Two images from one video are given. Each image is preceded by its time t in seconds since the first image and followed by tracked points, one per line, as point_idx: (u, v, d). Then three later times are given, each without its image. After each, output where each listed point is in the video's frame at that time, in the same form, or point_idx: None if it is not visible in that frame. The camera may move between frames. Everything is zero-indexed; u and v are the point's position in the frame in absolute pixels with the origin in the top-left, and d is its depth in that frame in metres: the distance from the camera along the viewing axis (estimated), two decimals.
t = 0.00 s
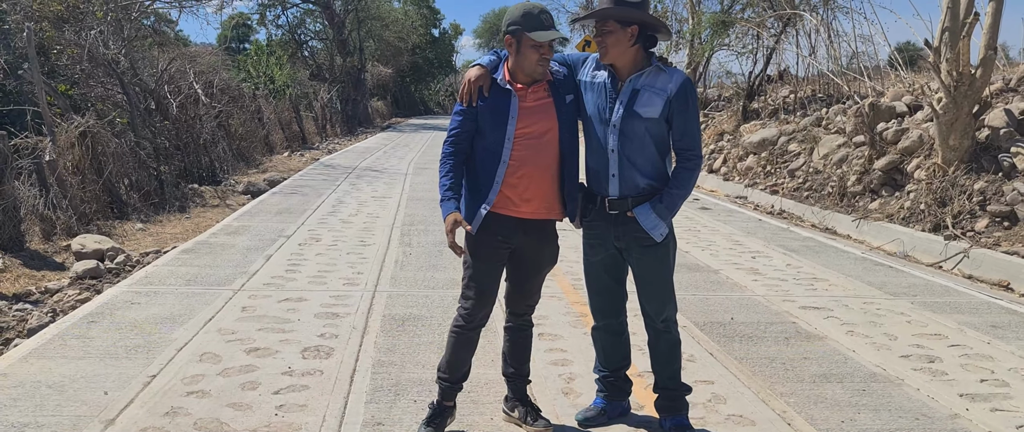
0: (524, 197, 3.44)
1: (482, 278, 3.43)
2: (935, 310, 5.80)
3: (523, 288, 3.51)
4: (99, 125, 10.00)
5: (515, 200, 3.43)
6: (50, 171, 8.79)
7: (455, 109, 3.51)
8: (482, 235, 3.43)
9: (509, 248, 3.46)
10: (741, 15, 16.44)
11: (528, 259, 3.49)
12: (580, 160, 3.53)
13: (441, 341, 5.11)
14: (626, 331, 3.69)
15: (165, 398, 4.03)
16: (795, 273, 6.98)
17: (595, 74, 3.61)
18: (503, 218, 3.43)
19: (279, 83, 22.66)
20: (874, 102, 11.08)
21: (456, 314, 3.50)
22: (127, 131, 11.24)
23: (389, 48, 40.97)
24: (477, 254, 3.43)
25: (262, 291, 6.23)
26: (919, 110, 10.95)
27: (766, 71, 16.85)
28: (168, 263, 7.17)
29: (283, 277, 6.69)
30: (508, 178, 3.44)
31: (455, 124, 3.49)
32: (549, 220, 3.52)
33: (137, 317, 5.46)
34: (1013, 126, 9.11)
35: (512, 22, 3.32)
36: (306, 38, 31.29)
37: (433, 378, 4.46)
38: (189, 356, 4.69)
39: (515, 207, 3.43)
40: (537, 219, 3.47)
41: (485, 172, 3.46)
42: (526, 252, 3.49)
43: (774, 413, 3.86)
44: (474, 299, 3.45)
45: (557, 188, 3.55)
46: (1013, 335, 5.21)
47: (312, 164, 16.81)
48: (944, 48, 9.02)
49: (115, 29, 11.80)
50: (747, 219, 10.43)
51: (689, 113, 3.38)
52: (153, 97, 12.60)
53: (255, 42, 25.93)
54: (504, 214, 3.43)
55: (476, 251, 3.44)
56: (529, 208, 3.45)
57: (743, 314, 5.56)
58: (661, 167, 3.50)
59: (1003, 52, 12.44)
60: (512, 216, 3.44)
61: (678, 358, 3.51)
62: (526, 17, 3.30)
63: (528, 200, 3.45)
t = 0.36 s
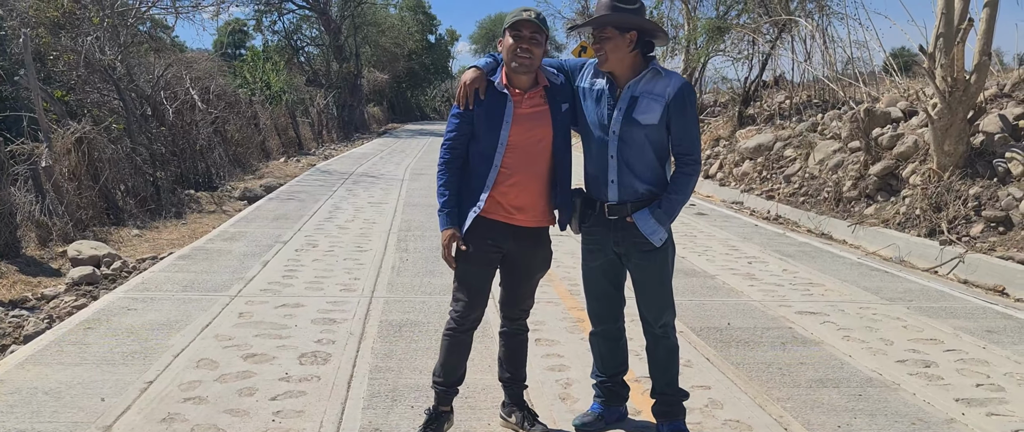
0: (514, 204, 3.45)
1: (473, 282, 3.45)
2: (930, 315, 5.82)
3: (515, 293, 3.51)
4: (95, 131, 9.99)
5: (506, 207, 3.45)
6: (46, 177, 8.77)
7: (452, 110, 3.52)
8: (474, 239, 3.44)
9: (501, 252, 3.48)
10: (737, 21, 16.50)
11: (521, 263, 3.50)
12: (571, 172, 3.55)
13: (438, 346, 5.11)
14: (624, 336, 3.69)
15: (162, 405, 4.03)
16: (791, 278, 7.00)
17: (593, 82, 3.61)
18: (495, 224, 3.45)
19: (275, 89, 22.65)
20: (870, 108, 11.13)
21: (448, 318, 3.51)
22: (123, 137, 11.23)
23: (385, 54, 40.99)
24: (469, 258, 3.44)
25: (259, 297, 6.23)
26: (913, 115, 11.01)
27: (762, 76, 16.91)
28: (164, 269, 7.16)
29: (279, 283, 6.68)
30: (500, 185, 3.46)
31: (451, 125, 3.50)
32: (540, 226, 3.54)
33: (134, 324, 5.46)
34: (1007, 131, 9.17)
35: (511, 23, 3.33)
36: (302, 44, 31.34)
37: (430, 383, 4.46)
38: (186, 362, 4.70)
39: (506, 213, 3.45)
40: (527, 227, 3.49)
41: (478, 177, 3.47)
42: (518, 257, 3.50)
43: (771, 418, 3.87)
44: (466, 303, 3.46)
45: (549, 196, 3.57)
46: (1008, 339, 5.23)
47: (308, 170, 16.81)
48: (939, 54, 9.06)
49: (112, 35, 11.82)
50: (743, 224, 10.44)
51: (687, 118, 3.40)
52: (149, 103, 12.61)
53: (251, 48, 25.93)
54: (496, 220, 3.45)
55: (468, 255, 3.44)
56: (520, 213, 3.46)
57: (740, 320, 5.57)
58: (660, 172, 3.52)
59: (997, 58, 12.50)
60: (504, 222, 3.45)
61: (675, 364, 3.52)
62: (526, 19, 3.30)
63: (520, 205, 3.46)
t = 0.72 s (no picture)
0: (502, 208, 3.46)
1: (466, 291, 3.46)
2: (922, 319, 5.85)
3: (508, 300, 3.52)
4: (87, 136, 9.96)
5: (494, 210, 3.46)
6: (38, 183, 8.74)
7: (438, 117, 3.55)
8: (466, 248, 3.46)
9: (493, 260, 3.48)
10: (729, 26, 16.58)
11: (513, 270, 3.50)
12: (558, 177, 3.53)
13: (432, 351, 5.11)
14: (619, 342, 3.70)
15: (156, 410, 4.03)
16: (783, 282, 7.02)
17: (590, 87, 3.61)
18: (483, 230, 3.46)
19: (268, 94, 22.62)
20: (862, 112, 11.18)
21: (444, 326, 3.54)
22: (115, 142, 11.20)
23: (379, 59, 41.00)
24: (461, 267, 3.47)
25: (252, 302, 6.22)
26: (905, 120, 11.08)
27: (754, 81, 16.99)
28: (157, 274, 7.15)
29: (273, 289, 6.67)
30: (487, 188, 3.46)
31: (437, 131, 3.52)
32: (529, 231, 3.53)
33: (127, 329, 5.45)
34: (998, 136, 9.23)
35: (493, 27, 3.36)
36: (296, 49, 31.39)
37: (424, 388, 4.46)
38: (179, 368, 4.71)
39: (494, 218, 3.46)
40: (516, 231, 3.49)
41: (466, 181, 3.49)
42: (510, 263, 3.50)
43: (764, 422, 3.88)
44: (459, 312, 3.47)
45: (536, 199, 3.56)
46: (999, 343, 5.26)
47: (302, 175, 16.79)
48: (930, 59, 9.12)
49: (104, 40, 11.80)
50: (736, 229, 10.48)
51: (685, 117, 3.43)
52: (142, 107, 12.60)
53: (244, 53, 25.91)
54: (483, 225, 3.46)
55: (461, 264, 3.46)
56: (509, 218, 3.47)
57: (733, 324, 5.59)
58: (661, 174, 3.53)
59: (988, 63, 12.59)
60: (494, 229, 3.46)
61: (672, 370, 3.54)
62: (506, 23, 3.34)
63: (509, 210, 3.47)
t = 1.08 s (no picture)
0: (491, 213, 3.47)
1: (455, 299, 3.46)
2: (913, 322, 5.88)
3: (498, 307, 3.53)
4: (80, 141, 9.94)
5: (482, 215, 3.46)
6: (29, 188, 8.72)
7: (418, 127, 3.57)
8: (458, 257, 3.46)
9: (482, 267, 3.48)
10: (721, 31, 16.66)
11: (503, 277, 3.50)
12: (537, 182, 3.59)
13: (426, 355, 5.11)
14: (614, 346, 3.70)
15: (149, 415, 4.03)
16: (775, 286, 7.05)
17: (606, 93, 3.59)
18: (472, 235, 3.47)
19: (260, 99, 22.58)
20: (852, 117, 11.25)
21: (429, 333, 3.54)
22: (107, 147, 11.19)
23: (371, 63, 40.99)
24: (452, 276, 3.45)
25: (245, 307, 6.21)
26: (896, 125, 11.16)
27: (746, 86, 17.07)
28: (149, 280, 7.13)
29: (266, 293, 6.66)
30: (474, 194, 3.47)
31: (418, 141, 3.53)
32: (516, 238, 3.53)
33: (119, 334, 5.45)
34: (988, 141, 9.31)
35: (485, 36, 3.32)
36: (288, 54, 31.42)
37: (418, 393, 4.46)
38: (172, 373, 4.70)
39: (483, 223, 3.47)
40: (505, 236, 3.50)
41: (452, 189, 3.50)
42: (500, 271, 3.50)
43: (757, 425, 3.90)
44: (446, 320, 3.47)
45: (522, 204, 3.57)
46: (990, 346, 5.29)
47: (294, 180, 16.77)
48: (920, 64, 9.18)
49: (96, 45, 11.78)
50: (728, 233, 10.52)
51: (703, 129, 3.50)
52: (133, 112, 12.59)
53: (236, 58, 25.86)
54: (473, 232, 3.47)
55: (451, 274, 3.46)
56: (497, 225, 3.48)
57: (725, 328, 5.61)
58: (674, 181, 3.57)
59: (978, 68, 12.68)
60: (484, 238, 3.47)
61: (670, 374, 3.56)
62: (495, 30, 3.34)
63: (496, 217, 3.48)
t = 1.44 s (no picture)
0: (464, 220, 3.50)
1: (434, 307, 3.45)
2: (903, 325, 5.90)
3: (485, 315, 3.57)
4: (71, 145, 9.92)
5: (456, 223, 3.49)
6: (19, 192, 8.67)
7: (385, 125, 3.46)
8: (432, 264, 3.44)
9: (458, 275, 3.49)
10: (712, 35, 16.73)
11: (481, 285, 3.54)
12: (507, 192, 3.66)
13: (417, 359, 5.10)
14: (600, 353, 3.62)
15: (138, 419, 4.01)
16: (767, 289, 7.06)
17: (608, 103, 3.63)
18: (444, 243, 3.46)
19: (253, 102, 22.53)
20: (843, 121, 11.31)
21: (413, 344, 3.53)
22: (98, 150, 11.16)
23: (364, 67, 40.97)
24: (429, 285, 3.43)
25: (236, 311, 6.19)
26: (886, 128, 11.22)
27: (737, 90, 17.13)
28: (140, 284, 7.10)
29: (257, 297, 6.63)
30: (448, 201, 3.49)
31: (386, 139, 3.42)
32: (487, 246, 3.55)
33: (109, 338, 5.42)
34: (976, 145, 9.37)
35: (479, 41, 3.36)
36: (280, 57, 31.41)
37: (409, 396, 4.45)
38: (162, 377, 4.68)
39: (457, 231, 3.48)
40: (477, 245, 3.52)
41: (424, 193, 3.46)
42: (478, 277, 3.53)
43: (746, 428, 3.91)
44: (426, 327, 3.47)
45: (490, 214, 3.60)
46: (979, 348, 5.31)
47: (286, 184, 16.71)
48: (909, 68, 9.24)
49: (88, 48, 11.72)
50: (720, 237, 10.54)
51: (708, 135, 3.39)
52: (124, 116, 12.60)
53: (228, 61, 25.81)
54: (445, 240, 3.46)
55: (427, 282, 3.43)
56: (470, 232, 3.50)
57: (716, 331, 5.62)
58: (678, 190, 3.49)
59: (967, 72, 12.75)
60: (455, 246, 3.47)
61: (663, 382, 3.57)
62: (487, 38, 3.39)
63: (466, 224, 3.51)
